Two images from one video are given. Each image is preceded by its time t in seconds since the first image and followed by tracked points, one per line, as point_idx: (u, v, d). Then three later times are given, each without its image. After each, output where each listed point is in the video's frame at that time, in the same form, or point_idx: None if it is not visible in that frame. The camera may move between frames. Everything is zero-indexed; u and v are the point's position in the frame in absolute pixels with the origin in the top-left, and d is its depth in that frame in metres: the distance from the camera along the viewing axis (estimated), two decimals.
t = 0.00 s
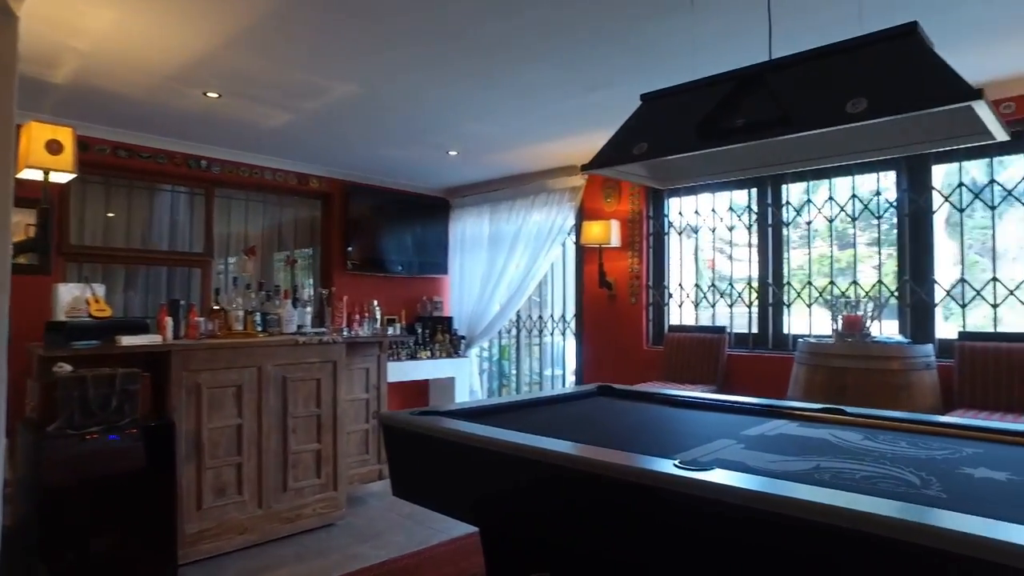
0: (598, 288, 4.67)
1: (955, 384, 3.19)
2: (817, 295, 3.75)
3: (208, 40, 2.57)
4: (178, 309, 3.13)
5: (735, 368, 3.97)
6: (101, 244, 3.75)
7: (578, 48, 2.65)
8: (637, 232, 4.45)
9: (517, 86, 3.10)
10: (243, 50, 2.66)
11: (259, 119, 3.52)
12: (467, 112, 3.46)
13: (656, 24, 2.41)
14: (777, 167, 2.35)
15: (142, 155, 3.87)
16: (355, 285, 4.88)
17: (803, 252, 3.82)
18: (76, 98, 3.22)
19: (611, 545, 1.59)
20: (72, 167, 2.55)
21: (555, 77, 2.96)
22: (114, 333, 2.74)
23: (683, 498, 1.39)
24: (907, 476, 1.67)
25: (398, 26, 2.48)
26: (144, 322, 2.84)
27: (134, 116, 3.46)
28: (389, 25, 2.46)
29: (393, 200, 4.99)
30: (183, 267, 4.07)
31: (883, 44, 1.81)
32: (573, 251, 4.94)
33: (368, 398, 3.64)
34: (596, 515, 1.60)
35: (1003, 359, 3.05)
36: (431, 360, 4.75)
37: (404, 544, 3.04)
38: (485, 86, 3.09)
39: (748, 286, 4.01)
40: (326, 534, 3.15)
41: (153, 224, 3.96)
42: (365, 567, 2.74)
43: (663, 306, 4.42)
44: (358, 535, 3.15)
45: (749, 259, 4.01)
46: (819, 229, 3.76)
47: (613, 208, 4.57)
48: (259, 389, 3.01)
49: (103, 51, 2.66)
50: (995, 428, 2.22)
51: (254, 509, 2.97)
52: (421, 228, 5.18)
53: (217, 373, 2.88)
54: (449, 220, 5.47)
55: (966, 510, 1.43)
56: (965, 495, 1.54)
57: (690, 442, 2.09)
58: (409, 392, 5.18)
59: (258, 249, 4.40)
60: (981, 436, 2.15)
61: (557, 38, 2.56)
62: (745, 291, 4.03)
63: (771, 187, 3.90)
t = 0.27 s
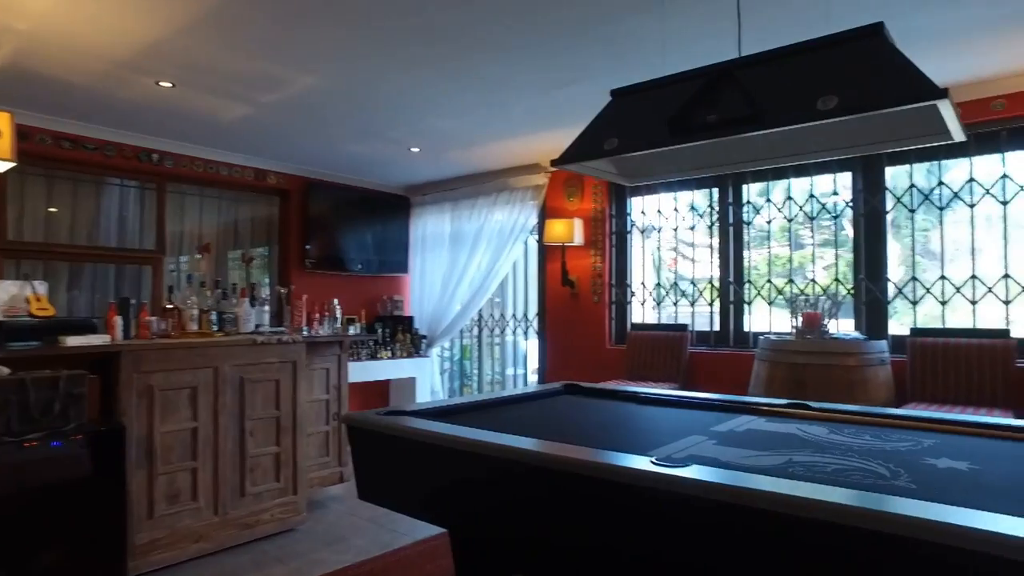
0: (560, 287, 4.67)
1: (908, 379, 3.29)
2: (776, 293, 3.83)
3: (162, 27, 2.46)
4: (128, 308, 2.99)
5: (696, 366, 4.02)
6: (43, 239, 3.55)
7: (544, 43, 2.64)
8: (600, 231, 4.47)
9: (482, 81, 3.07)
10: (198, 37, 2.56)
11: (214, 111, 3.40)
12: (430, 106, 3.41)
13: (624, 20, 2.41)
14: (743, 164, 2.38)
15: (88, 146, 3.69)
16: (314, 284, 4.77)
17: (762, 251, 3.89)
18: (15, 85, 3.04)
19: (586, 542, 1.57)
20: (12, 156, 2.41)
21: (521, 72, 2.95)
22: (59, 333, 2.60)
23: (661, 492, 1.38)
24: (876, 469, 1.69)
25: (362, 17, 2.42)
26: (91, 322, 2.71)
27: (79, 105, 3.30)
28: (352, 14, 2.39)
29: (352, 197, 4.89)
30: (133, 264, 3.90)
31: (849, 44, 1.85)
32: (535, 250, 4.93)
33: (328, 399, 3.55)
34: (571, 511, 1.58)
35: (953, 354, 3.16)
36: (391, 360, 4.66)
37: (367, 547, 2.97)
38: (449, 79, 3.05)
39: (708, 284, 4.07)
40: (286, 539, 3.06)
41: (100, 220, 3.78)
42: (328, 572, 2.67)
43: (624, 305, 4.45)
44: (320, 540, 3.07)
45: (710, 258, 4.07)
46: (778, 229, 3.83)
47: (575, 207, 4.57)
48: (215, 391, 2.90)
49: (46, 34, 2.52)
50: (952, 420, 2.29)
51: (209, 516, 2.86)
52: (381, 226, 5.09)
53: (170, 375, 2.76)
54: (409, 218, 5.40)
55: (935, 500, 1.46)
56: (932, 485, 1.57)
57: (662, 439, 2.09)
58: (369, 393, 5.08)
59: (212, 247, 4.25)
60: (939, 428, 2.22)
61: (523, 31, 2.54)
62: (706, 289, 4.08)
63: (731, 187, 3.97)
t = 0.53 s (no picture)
0: (508, 286, 4.65)
1: (846, 374, 3.40)
2: (721, 292, 3.92)
3: (93, 8, 2.32)
4: (56, 309, 2.81)
5: (644, 364, 4.07)
6: None
7: (498, 36, 2.61)
8: (548, 230, 4.47)
9: (433, 75, 3.02)
10: (133, 19, 2.42)
11: (148, 100, 3.24)
12: (379, 101, 3.33)
13: (578, 14, 2.42)
14: (695, 163, 2.42)
15: (8, 135, 3.45)
16: (255, 283, 4.62)
17: (707, 250, 3.98)
18: None
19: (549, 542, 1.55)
20: None
21: (473, 66, 2.91)
22: None
23: (628, 489, 1.37)
24: (828, 461, 1.74)
25: (310, 4, 2.34)
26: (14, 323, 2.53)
27: None
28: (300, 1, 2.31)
29: (295, 194, 4.75)
30: (60, 262, 3.66)
31: (800, 47, 1.92)
32: (483, 250, 4.90)
33: (273, 401, 3.43)
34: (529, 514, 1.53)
35: (888, 349, 3.29)
36: (337, 361, 4.55)
37: (315, 555, 2.88)
38: (399, 73, 2.99)
39: (656, 283, 4.14)
40: (228, 550, 2.94)
41: (22, 214, 3.54)
42: None
43: (573, 304, 4.47)
44: (264, 549, 2.95)
45: (658, 257, 4.13)
46: (723, 229, 3.92)
47: (524, 206, 4.55)
48: (151, 396, 2.75)
49: None
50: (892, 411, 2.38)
51: (144, 528, 2.71)
52: (325, 224, 4.96)
53: (103, 379, 2.61)
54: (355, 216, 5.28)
55: (888, 488, 1.51)
56: (883, 474, 1.62)
57: (620, 436, 2.10)
58: (314, 396, 4.95)
59: (146, 245, 4.05)
60: (879, 419, 2.30)
61: (476, 24, 2.51)
62: (653, 288, 4.15)
63: (678, 188, 4.04)
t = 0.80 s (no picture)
0: (460, 286, 4.63)
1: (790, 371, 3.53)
2: (672, 291, 4.01)
3: None
4: None
5: (597, 363, 4.11)
6: None
7: (455, 33, 2.60)
8: (500, 230, 4.47)
9: (387, 71, 2.99)
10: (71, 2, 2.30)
11: (84, 89, 3.08)
12: (331, 97, 3.27)
13: (536, 13, 2.43)
14: (653, 163, 2.47)
15: None
16: (198, 283, 4.46)
17: (658, 250, 4.06)
18: None
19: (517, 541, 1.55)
20: None
21: (428, 63, 2.89)
22: None
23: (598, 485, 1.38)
24: (785, 454, 1.81)
25: None
26: None
27: None
28: None
29: (240, 191, 4.61)
30: None
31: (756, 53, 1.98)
32: (434, 250, 4.86)
33: (220, 405, 3.33)
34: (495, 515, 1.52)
35: (829, 346, 3.43)
36: (285, 363, 4.43)
37: (266, 562, 2.80)
38: (352, 68, 2.94)
39: (608, 283, 4.20)
40: (173, 560, 2.83)
41: None
42: None
43: (525, 303, 4.49)
44: (212, 558, 2.85)
45: (609, 257, 4.19)
46: (672, 231, 4.01)
47: (476, 206, 4.53)
48: (89, 401, 2.62)
49: None
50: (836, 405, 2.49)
51: (82, 542, 2.56)
52: (271, 222, 4.83)
53: (37, 383, 2.45)
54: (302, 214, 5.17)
55: (843, 479, 1.57)
56: (837, 465, 1.69)
57: (581, 434, 2.12)
58: (263, 398, 4.81)
59: (81, 242, 3.84)
60: (826, 413, 2.40)
61: (434, 20, 2.49)
62: (605, 288, 4.21)
63: (630, 189, 4.11)
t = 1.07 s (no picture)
0: (422, 287, 4.60)
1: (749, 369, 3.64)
2: (634, 292, 4.09)
3: None
4: None
5: (560, 363, 4.16)
6: None
7: (425, 33, 2.60)
8: (464, 231, 4.46)
9: (354, 70, 2.96)
10: None
11: (33, 80, 2.96)
12: (294, 94, 3.22)
13: (508, 15, 2.45)
14: (623, 167, 2.50)
15: None
16: (152, 283, 4.33)
17: (619, 252, 4.13)
18: None
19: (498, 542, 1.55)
20: None
21: (396, 62, 2.88)
22: None
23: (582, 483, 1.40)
24: (756, 450, 1.86)
25: None
26: None
27: None
28: None
29: (196, 189, 4.49)
30: None
31: (725, 61, 2.04)
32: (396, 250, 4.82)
33: (178, 410, 3.24)
34: (471, 517, 1.50)
35: (785, 346, 3.55)
36: (243, 365, 4.33)
37: (230, 570, 2.73)
38: (318, 66, 2.90)
39: (571, 284, 4.25)
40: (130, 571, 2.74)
41: None
42: None
43: (489, 304, 4.50)
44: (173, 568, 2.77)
45: (572, 258, 4.25)
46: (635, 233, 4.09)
47: (439, 206, 4.52)
48: (40, 408, 2.51)
49: None
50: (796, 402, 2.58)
51: (31, 555, 2.46)
52: (226, 221, 4.71)
53: None
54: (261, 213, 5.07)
55: (812, 472, 1.63)
56: (805, 460, 1.75)
57: (555, 434, 2.14)
58: (220, 402, 4.69)
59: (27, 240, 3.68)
60: (787, 410, 2.48)
61: (404, 20, 2.48)
62: (568, 289, 4.26)
63: (593, 191, 4.17)
